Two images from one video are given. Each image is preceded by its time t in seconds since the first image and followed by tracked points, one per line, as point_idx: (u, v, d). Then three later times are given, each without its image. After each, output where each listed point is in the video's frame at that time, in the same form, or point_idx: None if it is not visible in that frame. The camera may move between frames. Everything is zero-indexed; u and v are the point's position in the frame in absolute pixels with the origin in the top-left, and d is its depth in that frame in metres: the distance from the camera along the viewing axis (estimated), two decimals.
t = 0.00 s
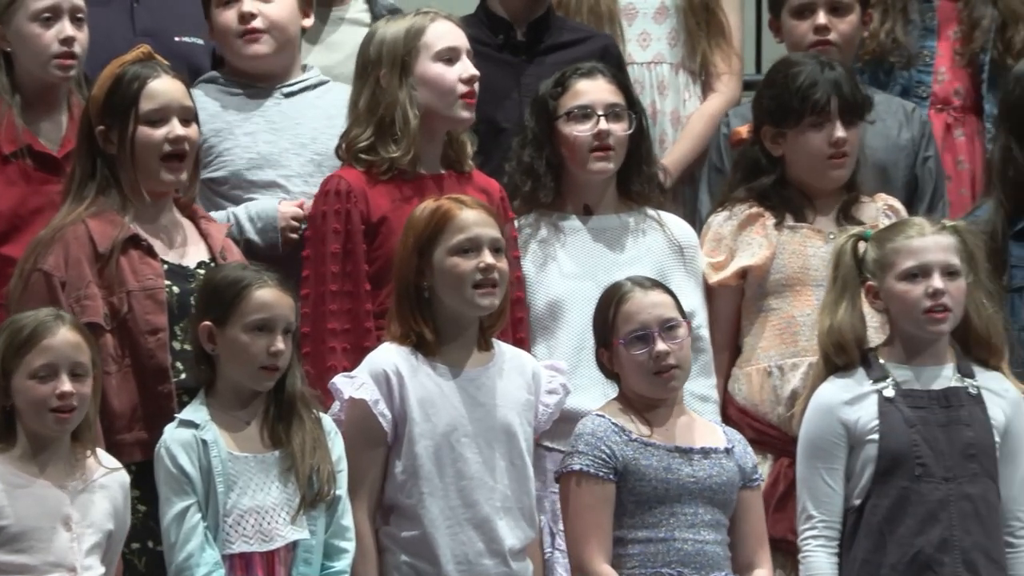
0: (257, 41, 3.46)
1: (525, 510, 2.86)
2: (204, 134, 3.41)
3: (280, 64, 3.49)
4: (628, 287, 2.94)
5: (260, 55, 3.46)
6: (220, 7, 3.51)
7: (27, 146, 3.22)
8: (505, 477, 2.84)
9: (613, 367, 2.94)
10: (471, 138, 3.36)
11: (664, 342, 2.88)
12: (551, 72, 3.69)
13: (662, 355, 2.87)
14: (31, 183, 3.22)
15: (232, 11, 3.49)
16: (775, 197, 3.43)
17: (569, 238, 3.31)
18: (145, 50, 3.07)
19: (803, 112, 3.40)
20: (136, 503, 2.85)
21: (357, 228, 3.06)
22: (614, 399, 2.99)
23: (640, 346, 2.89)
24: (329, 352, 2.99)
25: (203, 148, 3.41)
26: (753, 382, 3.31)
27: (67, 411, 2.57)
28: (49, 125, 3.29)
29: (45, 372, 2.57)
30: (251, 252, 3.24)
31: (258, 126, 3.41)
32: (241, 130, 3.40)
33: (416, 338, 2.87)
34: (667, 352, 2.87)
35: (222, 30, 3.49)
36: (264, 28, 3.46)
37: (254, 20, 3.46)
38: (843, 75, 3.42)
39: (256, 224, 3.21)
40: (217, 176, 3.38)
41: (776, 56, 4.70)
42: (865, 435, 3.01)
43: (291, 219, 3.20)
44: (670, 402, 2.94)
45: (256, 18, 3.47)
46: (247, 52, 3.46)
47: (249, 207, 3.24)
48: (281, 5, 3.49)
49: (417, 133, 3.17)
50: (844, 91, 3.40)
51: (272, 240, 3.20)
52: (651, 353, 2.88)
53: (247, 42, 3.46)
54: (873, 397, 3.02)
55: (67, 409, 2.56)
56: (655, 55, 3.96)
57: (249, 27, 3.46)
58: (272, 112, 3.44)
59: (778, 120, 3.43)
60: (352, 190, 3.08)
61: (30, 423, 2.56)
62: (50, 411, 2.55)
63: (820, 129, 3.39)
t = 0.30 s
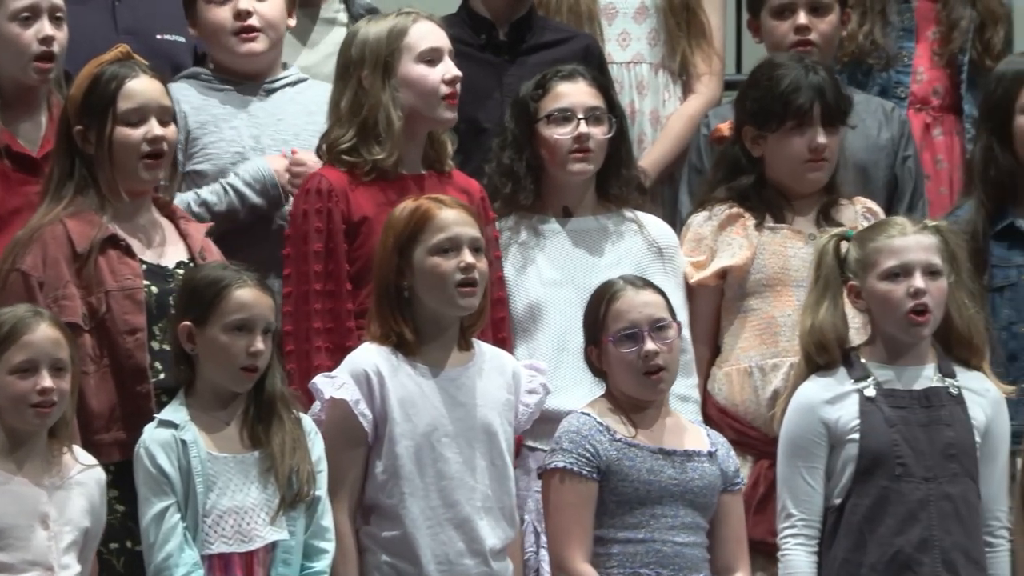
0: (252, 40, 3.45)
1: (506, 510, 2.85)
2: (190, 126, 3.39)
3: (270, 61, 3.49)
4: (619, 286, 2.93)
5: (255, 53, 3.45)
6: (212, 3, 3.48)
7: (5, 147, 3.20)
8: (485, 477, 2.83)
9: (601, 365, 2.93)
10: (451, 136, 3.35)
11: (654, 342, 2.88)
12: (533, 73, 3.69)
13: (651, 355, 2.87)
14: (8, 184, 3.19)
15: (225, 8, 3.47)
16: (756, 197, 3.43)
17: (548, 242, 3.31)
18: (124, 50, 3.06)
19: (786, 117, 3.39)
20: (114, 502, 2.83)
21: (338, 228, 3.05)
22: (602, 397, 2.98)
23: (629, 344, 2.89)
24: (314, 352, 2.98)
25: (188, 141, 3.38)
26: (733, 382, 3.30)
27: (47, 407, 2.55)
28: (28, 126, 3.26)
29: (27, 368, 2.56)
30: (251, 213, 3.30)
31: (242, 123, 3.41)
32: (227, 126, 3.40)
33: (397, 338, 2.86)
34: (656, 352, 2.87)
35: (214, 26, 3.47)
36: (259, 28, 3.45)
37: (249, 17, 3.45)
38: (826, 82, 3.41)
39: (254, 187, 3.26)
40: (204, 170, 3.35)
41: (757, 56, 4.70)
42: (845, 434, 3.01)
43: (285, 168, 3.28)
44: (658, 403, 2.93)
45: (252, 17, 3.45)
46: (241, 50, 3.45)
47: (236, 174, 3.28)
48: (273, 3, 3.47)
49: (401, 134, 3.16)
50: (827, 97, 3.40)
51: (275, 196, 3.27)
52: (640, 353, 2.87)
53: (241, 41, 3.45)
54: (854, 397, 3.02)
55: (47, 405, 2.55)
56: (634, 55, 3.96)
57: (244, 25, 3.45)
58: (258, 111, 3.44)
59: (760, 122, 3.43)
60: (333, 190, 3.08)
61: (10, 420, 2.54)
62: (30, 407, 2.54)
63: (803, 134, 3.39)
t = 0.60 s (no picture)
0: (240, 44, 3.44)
1: (478, 510, 2.85)
2: (172, 125, 3.38)
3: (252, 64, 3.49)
4: (596, 286, 2.93)
5: (241, 56, 3.44)
6: (196, 9, 3.46)
7: None
8: (458, 478, 2.83)
9: (575, 364, 2.94)
10: (423, 136, 3.35)
11: (629, 342, 2.88)
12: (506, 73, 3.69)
13: (626, 355, 2.87)
14: None
15: (211, 11, 3.45)
16: (730, 195, 3.43)
17: (522, 241, 3.30)
18: (93, 50, 3.04)
19: (755, 109, 3.41)
20: (83, 503, 2.81)
21: (310, 228, 3.04)
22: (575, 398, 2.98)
23: (604, 344, 2.89)
24: (281, 353, 2.98)
25: (171, 143, 3.37)
26: (704, 382, 3.31)
27: (12, 406, 2.56)
28: None
29: None
30: (242, 192, 3.28)
31: (223, 127, 3.40)
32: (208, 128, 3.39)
33: (369, 338, 2.85)
34: (631, 352, 2.87)
35: (199, 31, 3.44)
36: (245, 32, 3.44)
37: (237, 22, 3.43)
38: (795, 74, 3.43)
39: (243, 162, 3.26)
40: (186, 169, 3.35)
41: (729, 56, 4.72)
42: (819, 434, 3.01)
43: (268, 140, 3.30)
44: (631, 404, 2.93)
45: (239, 21, 3.44)
46: (227, 53, 3.43)
47: (221, 154, 3.28)
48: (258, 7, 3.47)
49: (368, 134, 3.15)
50: (795, 89, 3.41)
51: (264, 170, 3.27)
52: (616, 352, 2.87)
53: (227, 44, 3.43)
54: (827, 397, 3.03)
55: (13, 404, 2.56)
56: (606, 55, 3.97)
57: (232, 29, 3.43)
58: (237, 114, 3.43)
59: (730, 118, 3.45)
60: (305, 191, 3.07)
61: None
62: None
63: (772, 124, 3.40)
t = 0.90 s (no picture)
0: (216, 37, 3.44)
1: (452, 511, 2.85)
2: (154, 115, 3.37)
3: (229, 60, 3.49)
4: (561, 285, 2.94)
5: (216, 50, 3.44)
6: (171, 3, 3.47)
7: None
8: (433, 478, 2.83)
9: (544, 365, 2.94)
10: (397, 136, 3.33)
11: (596, 340, 2.89)
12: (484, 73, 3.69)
13: (594, 353, 2.87)
14: None
15: (185, 6, 3.46)
16: (704, 197, 3.45)
17: (500, 242, 3.30)
18: (65, 50, 3.04)
19: (729, 111, 3.42)
20: (56, 504, 2.81)
21: (284, 229, 3.04)
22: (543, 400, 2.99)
23: (572, 342, 2.89)
24: (257, 356, 2.98)
25: (153, 130, 3.37)
26: (680, 382, 3.32)
27: None
28: None
29: None
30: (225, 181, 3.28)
31: (204, 115, 3.40)
32: (190, 117, 3.38)
33: (344, 338, 2.85)
34: (599, 350, 2.88)
35: (175, 25, 3.44)
36: (221, 26, 3.44)
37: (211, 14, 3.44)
38: (769, 75, 3.44)
39: (222, 152, 3.26)
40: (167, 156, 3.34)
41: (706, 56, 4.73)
42: (794, 434, 3.02)
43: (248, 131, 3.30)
44: (601, 402, 2.93)
45: (214, 14, 3.44)
46: (202, 47, 3.43)
47: (202, 141, 3.28)
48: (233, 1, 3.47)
49: (338, 135, 3.15)
50: (770, 92, 3.42)
51: (244, 160, 3.28)
52: (583, 351, 2.88)
53: (204, 38, 3.43)
54: (804, 397, 3.04)
55: None
56: (579, 54, 3.98)
57: (207, 22, 3.43)
58: (218, 104, 3.43)
59: (705, 120, 3.45)
60: (279, 193, 3.06)
61: None
62: None
63: (746, 129, 3.41)
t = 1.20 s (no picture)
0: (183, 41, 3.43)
1: (423, 511, 2.85)
2: (130, 125, 3.36)
3: (197, 61, 3.48)
4: (523, 286, 2.94)
5: (184, 53, 3.43)
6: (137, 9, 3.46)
7: None
8: (404, 478, 2.83)
9: (509, 367, 2.94)
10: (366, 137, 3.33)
11: (560, 340, 2.89)
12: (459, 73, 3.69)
13: (557, 354, 2.87)
14: None
15: (153, 11, 3.45)
16: (674, 200, 3.45)
17: (472, 245, 3.30)
18: (36, 49, 3.06)
19: (699, 113, 3.42)
20: (26, 504, 2.78)
21: (252, 230, 3.04)
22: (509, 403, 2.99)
23: (536, 343, 2.89)
24: (225, 356, 2.98)
25: (128, 141, 3.36)
26: (651, 384, 3.32)
27: None
28: None
29: None
30: (202, 194, 3.28)
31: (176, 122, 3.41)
32: (163, 127, 3.38)
33: (316, 338, 2.84)
34: (563, 350, 2.88)
35: (142, 30, 3.43)
36: (188, 28, 3.43)
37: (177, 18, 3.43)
38: (740, 77, 3.44)
39: (198, 165, 3.25)
40: (143, 167, 3.34)
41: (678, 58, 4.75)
42: (766, 435, 3.02)
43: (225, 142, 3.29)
44: (567, 402, 2.93)
45: (181, 18, 3.43)
46: (171, 51, 3.43)
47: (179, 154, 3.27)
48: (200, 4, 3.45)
49: (305, 137, 3.14)
50: (740, 93, 3.42)
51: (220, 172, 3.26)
52: (547, 351, 2.88)
53: (170, 42, 3.43)
54: (775, 397, 3.04)
55: None
56: (549, 54, 3.99)
57: (174, 27, 3.42)
58: (188, 112, 3.44)
59: (676, 121, 3.46)
60: (247, 193, 3.06)
61: None
62: None
63: (716, 130, 3.41)
